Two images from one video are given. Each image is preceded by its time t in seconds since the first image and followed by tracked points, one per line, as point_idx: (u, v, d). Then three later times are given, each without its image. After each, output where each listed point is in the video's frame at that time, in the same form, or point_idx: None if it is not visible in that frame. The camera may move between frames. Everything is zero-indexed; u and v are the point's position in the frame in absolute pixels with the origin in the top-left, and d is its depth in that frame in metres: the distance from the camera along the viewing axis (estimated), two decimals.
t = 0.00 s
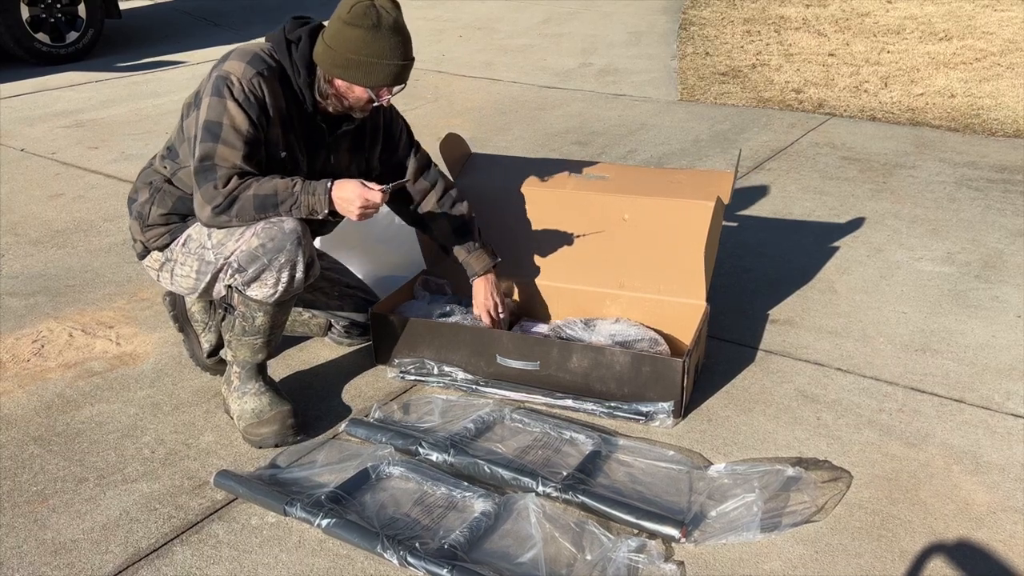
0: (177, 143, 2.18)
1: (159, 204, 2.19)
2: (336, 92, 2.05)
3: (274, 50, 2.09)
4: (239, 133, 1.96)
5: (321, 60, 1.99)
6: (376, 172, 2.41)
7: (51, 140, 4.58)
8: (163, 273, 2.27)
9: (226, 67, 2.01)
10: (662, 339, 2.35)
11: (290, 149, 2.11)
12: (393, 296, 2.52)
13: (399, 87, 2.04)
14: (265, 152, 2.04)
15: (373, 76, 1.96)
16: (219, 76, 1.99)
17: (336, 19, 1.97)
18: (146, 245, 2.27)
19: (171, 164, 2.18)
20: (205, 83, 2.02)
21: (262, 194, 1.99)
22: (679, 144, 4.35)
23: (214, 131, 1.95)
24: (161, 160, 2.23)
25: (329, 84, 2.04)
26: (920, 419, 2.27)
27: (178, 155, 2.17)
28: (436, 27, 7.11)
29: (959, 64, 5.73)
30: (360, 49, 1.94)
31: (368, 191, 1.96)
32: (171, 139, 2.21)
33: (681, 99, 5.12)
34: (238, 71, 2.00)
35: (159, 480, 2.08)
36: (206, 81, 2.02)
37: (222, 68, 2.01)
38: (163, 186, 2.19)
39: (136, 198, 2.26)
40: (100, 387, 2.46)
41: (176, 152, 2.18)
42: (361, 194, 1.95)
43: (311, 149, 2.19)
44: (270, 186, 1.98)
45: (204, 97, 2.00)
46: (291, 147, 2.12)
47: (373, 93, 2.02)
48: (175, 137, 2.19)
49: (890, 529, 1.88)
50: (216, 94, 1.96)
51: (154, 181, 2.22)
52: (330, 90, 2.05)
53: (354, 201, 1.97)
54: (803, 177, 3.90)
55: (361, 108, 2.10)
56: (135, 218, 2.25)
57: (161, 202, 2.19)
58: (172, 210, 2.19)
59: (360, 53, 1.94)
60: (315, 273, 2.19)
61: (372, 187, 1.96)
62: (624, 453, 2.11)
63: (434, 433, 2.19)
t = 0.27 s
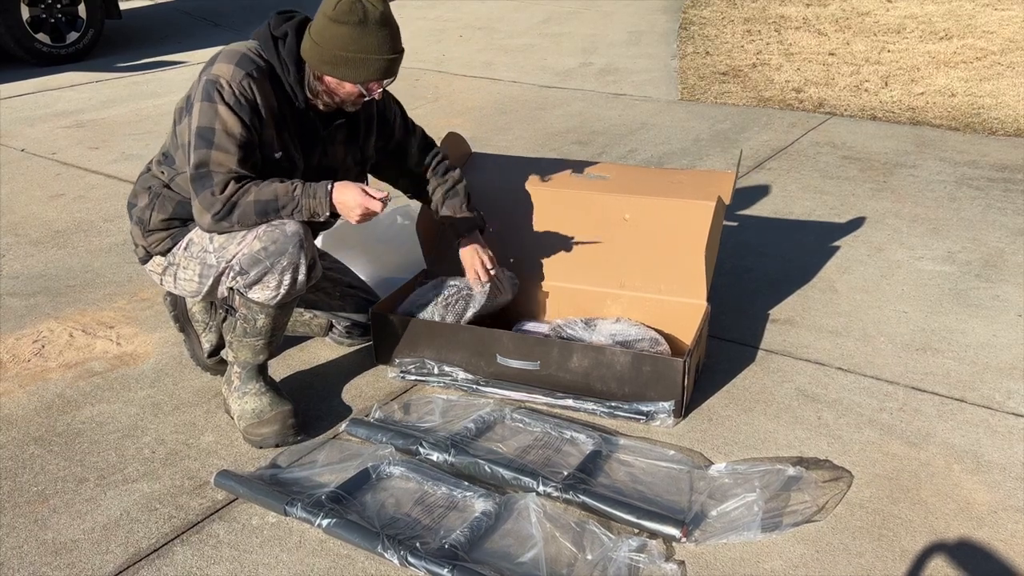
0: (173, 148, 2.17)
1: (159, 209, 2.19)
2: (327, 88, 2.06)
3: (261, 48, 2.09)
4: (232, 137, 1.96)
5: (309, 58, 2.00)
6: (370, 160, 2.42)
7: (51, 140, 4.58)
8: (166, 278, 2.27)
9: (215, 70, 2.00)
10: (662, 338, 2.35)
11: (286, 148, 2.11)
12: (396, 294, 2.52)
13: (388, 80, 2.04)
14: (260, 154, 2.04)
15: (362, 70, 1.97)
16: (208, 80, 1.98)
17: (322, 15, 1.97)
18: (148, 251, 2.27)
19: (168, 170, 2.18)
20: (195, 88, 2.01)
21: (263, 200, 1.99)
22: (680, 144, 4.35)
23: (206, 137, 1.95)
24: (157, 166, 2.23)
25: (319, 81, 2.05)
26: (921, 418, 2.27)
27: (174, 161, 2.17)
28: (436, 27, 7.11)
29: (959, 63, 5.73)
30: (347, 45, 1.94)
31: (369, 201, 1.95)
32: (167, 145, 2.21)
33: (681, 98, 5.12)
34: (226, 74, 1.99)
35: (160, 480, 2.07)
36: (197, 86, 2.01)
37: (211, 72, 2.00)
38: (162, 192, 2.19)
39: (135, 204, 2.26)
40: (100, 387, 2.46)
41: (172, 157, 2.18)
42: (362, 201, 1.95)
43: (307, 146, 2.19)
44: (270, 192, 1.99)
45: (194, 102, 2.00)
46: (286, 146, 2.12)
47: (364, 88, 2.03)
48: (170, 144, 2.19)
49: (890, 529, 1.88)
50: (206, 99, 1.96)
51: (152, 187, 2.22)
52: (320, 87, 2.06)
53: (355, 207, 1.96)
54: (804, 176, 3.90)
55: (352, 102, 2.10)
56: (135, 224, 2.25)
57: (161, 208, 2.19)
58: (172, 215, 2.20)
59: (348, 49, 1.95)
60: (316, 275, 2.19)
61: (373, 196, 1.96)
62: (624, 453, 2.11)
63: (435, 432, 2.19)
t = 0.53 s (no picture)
0: (170, 153, 2.16)
1: (163, 219, 2.19)
2: (319, 73, 2.07)
3: (251, 41, 2.08)
4: (243, 131, 1.96)
5: (298, 43, 2.01)
6: (361, 152, 2.43)
7: (52, 140, 4.58)
8: (172, 286, 2.28)
9: (214, 66, 1.99)
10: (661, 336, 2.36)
11: (286, 137, 2.12)
12: (399, 292, 2.52)
13: (379, 59, 2.06)
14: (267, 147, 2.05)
15: (352, 50, 1.98)
16: (208, 78, 1.97)
17: None
18: (153, 261, 2.27)
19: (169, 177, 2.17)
20: (194, 88, 2.00)
21: (285, 201, 1.99)
22: (680, 143, 4.35)
23: (217, 134, 1.94)
24: (155, 175, 2.21)
25: (309, 66, 2.06)
26: (922, 418, 2.27)
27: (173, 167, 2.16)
28: (437, 26, 7.11)
29: (960, 62, 5.72)
30: (335, 26, 1.96)
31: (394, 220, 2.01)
32: (161, 153, 2.20)
33: (681, 98, 5.12)
34: (226, 68, 1.99)
35: (160, 480, 2.08)
36: (195, 85, 2.00)
37: (209, 69, 1.99)
38: (164, 201, 2.18)
39: (135, 215, 2.27)
40: (101, 387, 2.46)
41: (171, 162, 2.16)
42: (387, 219, 2.00)
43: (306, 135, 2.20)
44: (291, 194, 1.99)
45: (194, 101, 1.99)
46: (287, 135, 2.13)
47: (355, 69, 2.05)
48: (165, 152, 2.18)
49: (891, 528, 1.88)
50: (211, 96, 1.95)
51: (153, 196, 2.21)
52: (311, 72, 2.07)
53: (377, 221, 2.01)
54: (804, 176, 3.89)
55: (345, 85, 2.11)
56: (139, 236, 2.26)
57: (165, 217, 2.19)
58: (176, 224, 2.19)
59: (337, 30, 1.96)
60: (325, 280, 2.19)
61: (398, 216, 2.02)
62: (625, 452, 2.11)
63: (436, 432, 2.19)
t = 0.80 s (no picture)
0: (174, 152, 2.16)
1: (164, 223, 2.19)
2: (311, 59, 2.07)
3: (245, 34, 2.06)
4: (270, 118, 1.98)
5: (290, 29, 2.01)
6: (350, 145, 2.43)
7: (53, 140, 4.58)
8: (173, 289, 2.27)
9: (221, 60, 2.00)
10: (662, 336, 2.36)
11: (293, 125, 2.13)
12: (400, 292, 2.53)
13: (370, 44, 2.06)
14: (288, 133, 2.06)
15: (344, 35, 1.99)
16: (219, 72, 1.98)
17: None
18: (154, 264, 2.27)
19: (173, 179, 2.18)
20: (203, 85, 2.00)
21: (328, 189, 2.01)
22: (681, 143, 4.35)
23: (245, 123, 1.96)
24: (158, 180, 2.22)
25: (302, 52, 2.06)
26: (923, 417, 2.27)
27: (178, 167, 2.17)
28: (437, 26, 7.11)
29: (961, 62, 5.72)
30: (326, 10, 1.96)
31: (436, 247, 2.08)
32: (162, 156, 2.20)
33: (682, 97, 5.11)
34: (235, 60, 1.99)
35: (161, 479, 2.08)
36: (204, 83, 2.00)
37: (218, 64, 2.00)
38: (166, 205, 2.19)
39: (138, 220, 2.28)
40: (102, 387, 2.46)
41: (176, 162, 2.17)
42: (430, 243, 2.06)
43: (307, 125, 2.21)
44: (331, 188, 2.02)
45: (208, 97, 1.99)
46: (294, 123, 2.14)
47: (347, 53, 2.06)
48: (168, 155, 2.18)
49: (892, 528, 1.88)
50: (229, 87, 1.96)
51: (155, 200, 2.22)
52: (305, 59, 2.08)
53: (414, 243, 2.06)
54: (805, 175, 3.89)
55: (338, 71, 2.12)
56: (141, 240, 2.27)
57: (166, 222, 2.19)
58: (177, 228, 2.19)
59: (329, 15, 1.97)
60: (326, 282, 2.18)
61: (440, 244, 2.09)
62: (626, 452, 2.11)
63: (437, 432, 2.19)
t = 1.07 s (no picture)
0: (179, 154, 2.19)
1: (163, 221, 2.18)
2: (312, 58, 2.07)
3: (251, 41, 2.06)
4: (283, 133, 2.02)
5: (293, 26, 2.01)
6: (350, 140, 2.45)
7: (54, 140, 4.58)
8: (173, 287, 2.27)
9: (230, 75, 2.01)
10: (663, 335, 2.36)
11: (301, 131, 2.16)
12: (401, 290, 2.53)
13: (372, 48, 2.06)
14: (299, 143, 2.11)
15: (347, 37, 1.99)
16: (231, 88, 2.00)
17: None
18: (154, 261, 2.27)
19: (178, 178, 2.19)
20: (214, 98, 2.03)
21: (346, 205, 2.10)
22: (682, 142, 4.35)
23: (260, 141, 2.00)
24: (161, 180, 2.23)
25: (304, 50, 2.06)
26: (925, 416, 2.26)
27: (183, 168, 2.19)
28: (438, 25, 7.11)
29: (962, 61, 5.72)
30: (330, 11, 1.96)
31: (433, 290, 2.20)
32: (166, 157, 2.23)
33: (683, 96, 5.11)
34: (244, 75, 2.01)
35: (163, 479, 2.08)
36: (215, 96, 2.02)
37: (228, 79, 2.02)
38: (166, 202, 2.19)
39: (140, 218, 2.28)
40: (103, 386, 2.46)
41: (180, 163, 2.19)
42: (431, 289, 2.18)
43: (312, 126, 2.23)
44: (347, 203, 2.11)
45: (218, 112, 2.01)
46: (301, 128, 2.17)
47: (348, 56, 2.05)
48: (172, 156, 2.20)
49: (893, 527, 1.88)
50: (241, 105, 1.99)
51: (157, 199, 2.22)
52: (306, 57, 2.07)
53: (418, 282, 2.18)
54: (806, 174, 3.89)
55: (337, 72, 2.12)
56: (141, 238, 2.27)
57: (165, 219, 2.18)
58: (177, 225, 2.19)
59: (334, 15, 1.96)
60: (323, 277, 2.17)
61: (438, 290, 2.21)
62: (627, 451, 2.11)
63: (438, 431, 2.19)
